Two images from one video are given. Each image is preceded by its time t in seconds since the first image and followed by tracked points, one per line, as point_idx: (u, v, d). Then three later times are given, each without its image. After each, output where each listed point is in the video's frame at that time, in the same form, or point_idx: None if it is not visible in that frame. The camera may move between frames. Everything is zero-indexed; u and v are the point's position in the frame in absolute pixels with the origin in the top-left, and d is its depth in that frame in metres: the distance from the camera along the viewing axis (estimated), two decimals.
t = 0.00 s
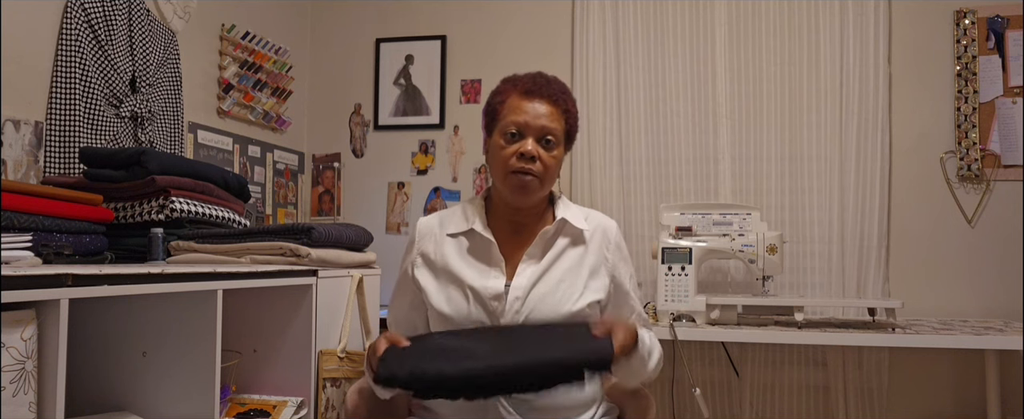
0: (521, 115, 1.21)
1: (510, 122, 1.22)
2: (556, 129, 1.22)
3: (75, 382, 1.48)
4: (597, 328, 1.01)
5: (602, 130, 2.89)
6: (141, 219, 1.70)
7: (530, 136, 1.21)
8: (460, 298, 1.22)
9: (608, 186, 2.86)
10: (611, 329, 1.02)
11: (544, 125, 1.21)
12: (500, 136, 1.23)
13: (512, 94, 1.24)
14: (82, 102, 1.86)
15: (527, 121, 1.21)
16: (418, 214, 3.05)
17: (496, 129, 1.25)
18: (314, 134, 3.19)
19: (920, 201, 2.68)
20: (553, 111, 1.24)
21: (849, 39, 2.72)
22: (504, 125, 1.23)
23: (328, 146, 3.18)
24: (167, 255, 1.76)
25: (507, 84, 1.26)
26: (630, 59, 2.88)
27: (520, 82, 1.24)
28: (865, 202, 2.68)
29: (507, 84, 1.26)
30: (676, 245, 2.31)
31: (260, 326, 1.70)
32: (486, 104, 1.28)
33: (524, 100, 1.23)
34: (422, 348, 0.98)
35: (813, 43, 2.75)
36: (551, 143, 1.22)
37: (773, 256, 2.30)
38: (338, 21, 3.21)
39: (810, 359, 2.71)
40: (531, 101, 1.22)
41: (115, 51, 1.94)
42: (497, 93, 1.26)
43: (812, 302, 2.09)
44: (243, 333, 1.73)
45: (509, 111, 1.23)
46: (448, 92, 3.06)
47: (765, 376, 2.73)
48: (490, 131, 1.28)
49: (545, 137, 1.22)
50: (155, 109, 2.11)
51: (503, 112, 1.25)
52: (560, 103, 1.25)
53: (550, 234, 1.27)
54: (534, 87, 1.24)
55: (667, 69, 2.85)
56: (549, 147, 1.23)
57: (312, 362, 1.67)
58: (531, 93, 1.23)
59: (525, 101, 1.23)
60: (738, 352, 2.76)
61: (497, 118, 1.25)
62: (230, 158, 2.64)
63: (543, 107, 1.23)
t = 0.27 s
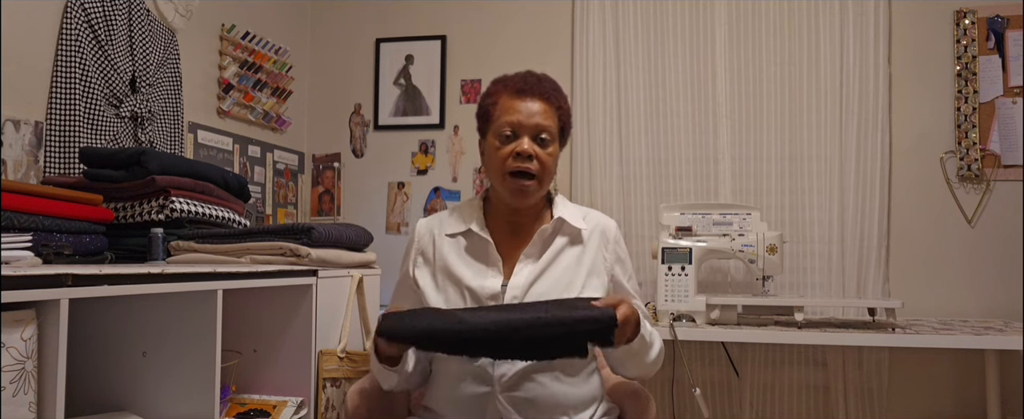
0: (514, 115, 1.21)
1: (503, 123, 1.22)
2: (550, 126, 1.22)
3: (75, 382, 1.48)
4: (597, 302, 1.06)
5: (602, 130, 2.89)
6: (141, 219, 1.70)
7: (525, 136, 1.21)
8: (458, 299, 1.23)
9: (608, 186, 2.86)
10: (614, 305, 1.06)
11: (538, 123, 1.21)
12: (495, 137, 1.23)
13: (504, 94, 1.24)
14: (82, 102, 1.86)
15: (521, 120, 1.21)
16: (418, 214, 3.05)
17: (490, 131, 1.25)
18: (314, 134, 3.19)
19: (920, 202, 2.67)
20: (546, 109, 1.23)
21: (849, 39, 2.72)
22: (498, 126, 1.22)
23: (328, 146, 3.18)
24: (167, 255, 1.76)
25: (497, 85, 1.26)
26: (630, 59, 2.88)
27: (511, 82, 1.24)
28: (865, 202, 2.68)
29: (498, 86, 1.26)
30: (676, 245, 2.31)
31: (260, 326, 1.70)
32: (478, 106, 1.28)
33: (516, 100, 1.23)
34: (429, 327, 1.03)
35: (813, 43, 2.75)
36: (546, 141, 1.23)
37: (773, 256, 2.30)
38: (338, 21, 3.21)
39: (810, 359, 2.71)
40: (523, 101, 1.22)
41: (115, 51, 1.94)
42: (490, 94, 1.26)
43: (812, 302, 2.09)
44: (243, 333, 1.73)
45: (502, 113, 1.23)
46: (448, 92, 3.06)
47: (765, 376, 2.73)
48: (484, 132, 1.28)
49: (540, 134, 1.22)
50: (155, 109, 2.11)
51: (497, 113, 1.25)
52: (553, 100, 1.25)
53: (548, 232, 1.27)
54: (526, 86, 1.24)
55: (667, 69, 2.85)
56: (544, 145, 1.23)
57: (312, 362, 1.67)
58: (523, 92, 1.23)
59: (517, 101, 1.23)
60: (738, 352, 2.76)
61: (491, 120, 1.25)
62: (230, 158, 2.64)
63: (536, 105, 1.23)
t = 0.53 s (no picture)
0: (520, 118, 1.22)
1: (508, 125, 1.23)
2: (553, 133, 1.24)
3: (75, 382, 1.48)
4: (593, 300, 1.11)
5: (602, 130, 2.89)
6: (141, 219, 1.70)
7: (529, 139, 1.22)
8: (454, 298, 1.23)
9: (608, 186, 2.86)
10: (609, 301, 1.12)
11: (542, 128, 1.22)
12: (499, 138, 1.23)
13: (510, 95, 1.25)
14: (82, 102, 1.86)
15: (526, 123, 1.22)
16: (418, 214, 3.05)
17: (493, 131, 1.25)
18: (314, 134, 3.19)
19: (920, 202, 2.67)
20: (550, 114, 1.24)
21: (849, 39, 2.72)
22: (502, 128, 1.23)
23: (328, 146, 3.18)
24: (167, 255, 1.76)
25: (503, 85, 1.26)
26: (630, 59, 2.88)
27: (518, 83, 1.25)
28: (865, 202, 2.68)
29: (503, 86, 1.26)
30: (676, 245, 2.31)
31: (260, 327, 1.70)
32: (482, 103, 1.28)
33: (522, 102, 1.23)
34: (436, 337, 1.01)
35: (813, 43, 2.74)
36: (549, 146, 1.24)
37: (773, 257, 2.30)
38: (338, 21, 3.21)
39: (810, 359, 2.71)
40: (529, 103, 1.23)
41: (115, 51, 1.94)
42: (495, 94, 1.26)
43: (812, 302, 2.09)
44: (243, 333, 1.73)
45: (507, 114, 1.23)
46: (448, 92, 3.06)
47: (765, 376, 2.73)
48: (487, 131, 1.29)
49: (544, 140, 1.23)
50: (155, 109, 2.11)
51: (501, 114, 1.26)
52: (558, 105, 1.26)
53: (546, 231, 1.27)
54: (532, 88, 1.24)
55: (667, 69, 2.85)
56: (547, 150, 1.24)
57: (312, 362, 1.67)
58: (530, 95, 1.23)
59: (523, 103, 1.23)
60: (738, 352, 2.76)
61: (495, 120, 1.26)
62: (230, 158, 2.64)
63: (542, 109, 1.23)
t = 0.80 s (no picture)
0: (519, 117, 1.22)
1: (508, 124, 1.23)
2: (553, 134, 1.24)
3: (75, 382, 1.48)
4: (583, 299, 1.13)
5: (602, 130, 2.89)
6: (141, 219, 1.70)
7: (527, 139, 1.22)
8: (452, 304, 1.23)
9: (608, 186, 2.86)
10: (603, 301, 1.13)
11: (542, 128, 1.22)
12: (498, 137, 1.23)
13: (511, 95, 1.25)
14: (82, 102, 1.86)
15: (525, 123, 1.22)
16: (418, 214, 3.05)
17: (493, 129, 1.25)
18: (314, 134, 3.19)
19: (920, 202, 2.67)
20: (551, 115, 1.24)
21: (849, 39, 2.72)
22: (502, 126, 1.23)
23: (328, 146, 3.18)
24: (167, 255, 1.76)
25: (505, 84, 1.27)
26: (630, 59, 2.88)
27: (519, 83, 1.25)
28: (865, 202, 2.68)
29: (506, 85, 1.26)
30: (676, 245, 2.31)
31: (260, 326, 1.70)
32: (483, 102, 1.29)
33: (523, 102, 1.23)
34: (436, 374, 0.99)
35: (813, 44, 2.74)
36: (548, 147, 1.24)
37: (773, 256, 2.30)
38: (338, 21, 3.21)
39: (810, 359, 2.71)
40: (529, 103, 1.23)
41: (115, 51, 1.94)
42: (496, 93, 1.27)
43: (812, 302, 2.09)
44: (243, 333, 1.73)
45: (507, 113, 1.24)
46: (448, 92, 3.06)
47: (765, 376, 2.73)
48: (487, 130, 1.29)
49: (543, 140, 1.23)
50: (155, 109, 2.11)
51: (501, 113, 1.26)
52: (558, 107, 1.26)
53: (544, 235, 1.27)
54: (533, 89, 1.24)
55: (667, 69, 2.85)
56: (546, 151, 1.24)
57: (312, 362, 1.67)
58: (531, 95, 1.23)
59: (523, 103, 1.24)
60: (738, 352, 2.76)
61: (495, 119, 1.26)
62: (230, 158, 2.64)
63: (542, 109, 1.23)
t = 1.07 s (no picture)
0: (517, 114, 1.22)
1: (506, 121, 1.23)
2: (552, 128, 1.23)
3: (75, 382, 1.48)
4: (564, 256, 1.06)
5: (602, 130, 2.89)
6: (141, 219, 1.70)
7: (526, 135, 1.22)
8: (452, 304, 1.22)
9: (608, 186, 2.86)
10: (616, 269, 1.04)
11: (540, 123, 1.22)
12: (497, 135, 1.23)
13: (509, 92, 1.25)
14: (82, 102, 1.86)
15: (523, 119, 1.22)
16: (418, 214, 3.05)
17: (492, 128, 1.25)
18: (314, 134, 3.19)
19: (920, 202, 2.68)
20: (549, 110, 1.24)
21: (849, 39, 2.72)
22: (500, 124, 1.23)
23: (328, 146, 3.18)
24: (168, 255, 1.76)
25: (502, 83, 1.27)
26: (630, 59, 2.88)
27: (517, 81, 1.25)
28: (865, 202, 2.69)
29: (503, 84, 1.26)
30: (676, 245, 2.31)
31: (260, 326, 1.70)
32: (482, 102, 1.29)
33: (521, 99, 1.23)
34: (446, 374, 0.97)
35: (813, 44, 2.75)
36: (547, 142, 1.23)
37: (773, 256, 2.30)
38: (338, 21, 3.21)
39: (810, 359, 2.71)
40: (527, 100, 1.23)
41: (115, 51, 1.94)
42: (494, 91, 1.27)
43: (812, 302, 2.09)
44: (243, 333, 1.73)
45: (505, 110, 1.24)
46: (448, 92, 3.06)
47: (765, 376, 2.73)
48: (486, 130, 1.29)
49: (541, 135, 1.23)
50: (155, 109, 2.11)
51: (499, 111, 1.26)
52: (557, 102, 1.26)
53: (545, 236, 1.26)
54: (530, 85, 1.24)
55: (667, 69, 2.85)
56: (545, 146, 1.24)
57: (312, 362, 1.67)
58: (528, 92, 1.23)
59: (521, 99, 1.24)
60: (738, 352, 2.76)
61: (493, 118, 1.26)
62: (230, 158, 2.64)
63: (540, 105, 1.23)
